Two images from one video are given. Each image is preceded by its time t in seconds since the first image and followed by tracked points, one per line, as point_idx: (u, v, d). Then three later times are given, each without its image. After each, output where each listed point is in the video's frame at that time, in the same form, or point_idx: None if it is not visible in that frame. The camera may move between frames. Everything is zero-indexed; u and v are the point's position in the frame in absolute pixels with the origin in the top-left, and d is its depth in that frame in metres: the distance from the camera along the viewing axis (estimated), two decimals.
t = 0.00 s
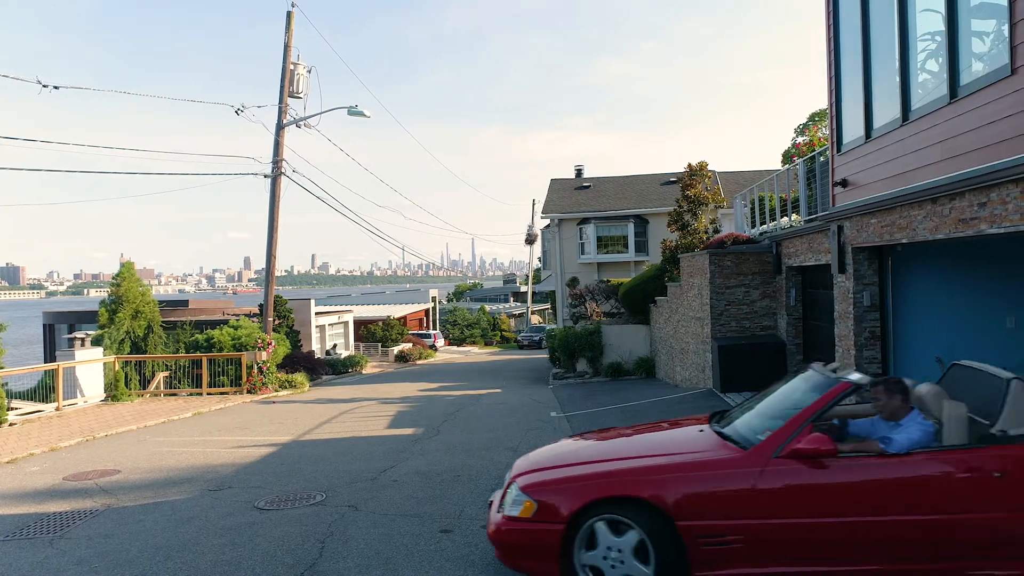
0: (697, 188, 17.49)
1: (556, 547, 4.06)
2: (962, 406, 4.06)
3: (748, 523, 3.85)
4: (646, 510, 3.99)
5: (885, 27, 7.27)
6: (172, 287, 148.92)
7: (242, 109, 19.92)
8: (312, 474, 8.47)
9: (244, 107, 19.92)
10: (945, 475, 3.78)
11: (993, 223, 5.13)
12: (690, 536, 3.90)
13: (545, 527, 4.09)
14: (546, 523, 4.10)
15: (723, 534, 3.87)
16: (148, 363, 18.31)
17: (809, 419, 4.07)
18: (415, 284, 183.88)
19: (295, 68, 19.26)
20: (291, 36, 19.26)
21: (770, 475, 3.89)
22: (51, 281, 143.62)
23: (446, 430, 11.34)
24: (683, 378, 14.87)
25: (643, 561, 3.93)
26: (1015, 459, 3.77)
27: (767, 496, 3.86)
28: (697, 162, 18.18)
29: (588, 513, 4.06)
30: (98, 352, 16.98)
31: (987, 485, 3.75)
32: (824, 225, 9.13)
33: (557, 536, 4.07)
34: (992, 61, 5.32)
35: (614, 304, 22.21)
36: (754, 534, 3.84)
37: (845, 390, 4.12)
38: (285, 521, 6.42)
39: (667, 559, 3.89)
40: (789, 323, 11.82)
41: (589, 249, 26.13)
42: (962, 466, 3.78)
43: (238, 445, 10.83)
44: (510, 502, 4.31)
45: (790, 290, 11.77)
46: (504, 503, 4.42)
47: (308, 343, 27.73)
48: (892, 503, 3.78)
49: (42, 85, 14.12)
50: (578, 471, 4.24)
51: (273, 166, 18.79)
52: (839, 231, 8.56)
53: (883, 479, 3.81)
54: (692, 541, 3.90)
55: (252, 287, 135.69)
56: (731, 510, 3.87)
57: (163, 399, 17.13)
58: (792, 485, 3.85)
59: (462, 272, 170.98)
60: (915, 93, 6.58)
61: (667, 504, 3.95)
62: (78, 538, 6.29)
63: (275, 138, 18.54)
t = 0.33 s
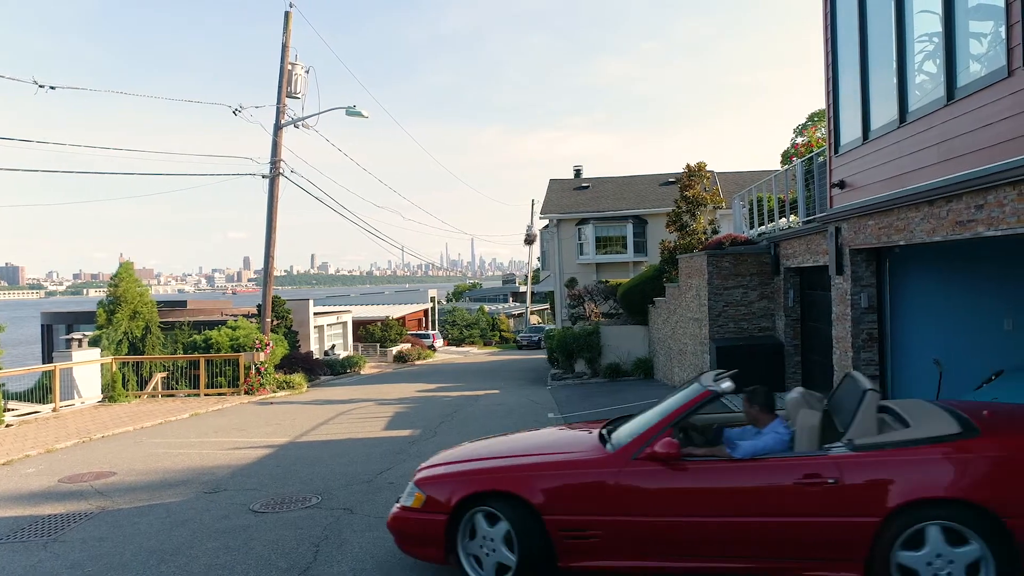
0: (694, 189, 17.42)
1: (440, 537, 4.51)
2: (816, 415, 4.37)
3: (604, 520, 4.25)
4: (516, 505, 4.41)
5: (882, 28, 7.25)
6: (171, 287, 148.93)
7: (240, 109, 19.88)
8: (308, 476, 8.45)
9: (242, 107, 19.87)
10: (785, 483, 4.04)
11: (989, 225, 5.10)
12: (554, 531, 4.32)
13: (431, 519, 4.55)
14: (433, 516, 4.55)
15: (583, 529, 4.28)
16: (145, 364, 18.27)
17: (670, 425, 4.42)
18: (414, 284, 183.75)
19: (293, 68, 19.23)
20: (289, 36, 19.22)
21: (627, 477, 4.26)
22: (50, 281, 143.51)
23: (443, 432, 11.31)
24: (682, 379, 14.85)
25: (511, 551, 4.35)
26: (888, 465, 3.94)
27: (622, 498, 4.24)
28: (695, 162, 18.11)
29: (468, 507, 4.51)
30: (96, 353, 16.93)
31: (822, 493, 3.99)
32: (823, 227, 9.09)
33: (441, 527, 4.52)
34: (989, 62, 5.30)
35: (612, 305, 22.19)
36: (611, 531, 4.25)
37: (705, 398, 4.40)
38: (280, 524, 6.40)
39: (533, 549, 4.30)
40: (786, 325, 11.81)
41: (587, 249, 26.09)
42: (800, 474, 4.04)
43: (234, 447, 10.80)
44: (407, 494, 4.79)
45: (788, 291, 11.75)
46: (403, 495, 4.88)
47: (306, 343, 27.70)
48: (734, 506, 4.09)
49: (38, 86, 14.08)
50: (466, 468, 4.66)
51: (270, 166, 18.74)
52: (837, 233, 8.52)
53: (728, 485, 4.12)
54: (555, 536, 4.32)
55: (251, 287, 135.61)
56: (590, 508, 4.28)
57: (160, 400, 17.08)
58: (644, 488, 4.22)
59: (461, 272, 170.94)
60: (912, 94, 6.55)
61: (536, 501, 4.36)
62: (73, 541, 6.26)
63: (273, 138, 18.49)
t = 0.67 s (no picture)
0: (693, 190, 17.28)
1: (355, 525, 5.20)
2: (675, 423, 4.68)
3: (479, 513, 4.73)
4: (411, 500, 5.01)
5: (880, 32, 7.25)
6: (169, 288, 148.73)
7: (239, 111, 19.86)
8: (305, 482, 8.43)
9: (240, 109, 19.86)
10: (630, 485, 4.39)
11: (987, 233, 5.09)
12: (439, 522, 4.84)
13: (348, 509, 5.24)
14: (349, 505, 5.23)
15: (464, 522, 4.77)
16: (143, 366, 18.23)
17: (542, 429, 4.84)
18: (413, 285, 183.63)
19: (291, 70, 19.22)
20: (287, 37, 19.21)
21: (498, 476, 4.69)
22: (49, 282, 143.40)
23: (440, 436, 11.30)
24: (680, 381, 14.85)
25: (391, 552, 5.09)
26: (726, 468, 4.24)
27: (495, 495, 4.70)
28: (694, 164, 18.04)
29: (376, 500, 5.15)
30: (94, 355, 16.89)
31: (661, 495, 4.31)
32: (821, 231, 9.04)
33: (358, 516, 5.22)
34: (987, 67, 5.29)
35: (611, 307, 22.18)
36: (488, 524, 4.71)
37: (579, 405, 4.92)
38: (276, 532, 6.38)
39: (421, 539, 4.87)
40: (785, 328, 11.80)
41: (586, 251, 26.06)
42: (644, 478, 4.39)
43: (232, 451, 10.78)
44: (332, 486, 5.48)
45: (787, 294, 11.72)
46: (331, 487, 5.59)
47: (305, 345, 27.67)
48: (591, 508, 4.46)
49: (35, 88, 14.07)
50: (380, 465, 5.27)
51: (269, 168, 18.72)
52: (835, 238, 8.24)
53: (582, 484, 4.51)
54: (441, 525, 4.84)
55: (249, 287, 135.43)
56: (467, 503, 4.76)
57: (157, 402, 17.05)
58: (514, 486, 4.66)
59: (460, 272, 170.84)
60: (910, 99, 6.54)
61: (427, 498, 4.89)
62: (68, 548, 6.24)
63: (271, 140, 18.46)
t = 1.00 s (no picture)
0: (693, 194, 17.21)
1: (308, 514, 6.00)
2: (556, 433, 5.11)
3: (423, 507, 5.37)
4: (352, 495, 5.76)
5: (879, 40, 7.22)
6: (169, 288, 148.76)
7: (237, 115, 19.81)
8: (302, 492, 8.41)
9: (239, 113, 19.82)
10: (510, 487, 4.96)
11: (986, 248, 5.06)
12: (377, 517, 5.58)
13: (296, 499, 6.06)
14: (301, 496, 6.03)
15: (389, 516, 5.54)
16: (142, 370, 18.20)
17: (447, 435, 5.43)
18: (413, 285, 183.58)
19: (290, 73, 19.18)
20: (286, 41, 19.18)
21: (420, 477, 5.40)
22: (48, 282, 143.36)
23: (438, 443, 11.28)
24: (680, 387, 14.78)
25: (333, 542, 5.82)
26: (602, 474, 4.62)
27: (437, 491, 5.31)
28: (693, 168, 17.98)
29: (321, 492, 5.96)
30: (92, 360, 16.86)
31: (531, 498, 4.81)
32: (820, 241, 9.01)
33: (303, 506, 6.02)
34: (986, 80, 5.26)
35: (610, 310, 22.17)
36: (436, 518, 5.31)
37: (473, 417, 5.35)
38: (273, 545, 6.36)
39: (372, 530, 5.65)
40: (784, 335, 11.79)
41: (586, 254, 26.01)
42: (519, 482, 4.93)
43: (230, 458, 10.76)
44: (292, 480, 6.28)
45: (785, 301, 11.71)
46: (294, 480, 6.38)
47: (304, 347, 27.64)
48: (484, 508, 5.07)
49: (32, 95, 14.07)
50: (329, 461, 6.08)
51: (268, 172, 18.69)
52: (834, 248, 8.09)
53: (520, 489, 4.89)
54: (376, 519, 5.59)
55: (248, 288, 135.46)
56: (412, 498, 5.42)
57: (155, 407, 17.02)
58: (448, 483, 5.28)
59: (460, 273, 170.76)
60: (908, 108, 6.51)
61: (365, 494, 5.62)
62: (65, 561, 6.22)
63: (270, 145, 18.41)
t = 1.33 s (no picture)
0: (693, 201, 17.17)
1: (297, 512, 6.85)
2: (469, 447, 5.82)
3: (410, 505, 5.87)
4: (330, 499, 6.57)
5: (879, 57, 7.20)
6: (168, 288, 148.67)
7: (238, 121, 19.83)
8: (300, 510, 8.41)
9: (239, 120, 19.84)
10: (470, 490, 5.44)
11: (986, 273, 5.07)
12: (363, 516, 6.25)
13: (287, 496, 6.96)
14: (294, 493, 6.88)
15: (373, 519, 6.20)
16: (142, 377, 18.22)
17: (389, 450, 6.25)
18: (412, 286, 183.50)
19: (290, 80, 19.19)
20: (286, 48, 19.19)
21: (404, 483, 6.00)
22: (49, 283, 143.43)
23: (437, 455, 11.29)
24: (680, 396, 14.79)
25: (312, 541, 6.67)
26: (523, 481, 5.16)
27: (426, 492, 5.78)
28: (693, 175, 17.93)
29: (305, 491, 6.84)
30: (92, 367, 16.87)
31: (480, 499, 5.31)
32: (820, 255, 8.99)
33: (290, 502, 6.90)
34: (985, 105, 5.25)
35: (609, 316, 22.18)
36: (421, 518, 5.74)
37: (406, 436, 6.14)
38: (272, 565, 6.38)
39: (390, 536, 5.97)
40: (784, 345, 11.79)
41: (586, 260, 25.96)
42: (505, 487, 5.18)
43: (230, 470, 10.77)
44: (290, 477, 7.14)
45: (785, 311, 11.71)
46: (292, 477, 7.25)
47: (304, 352, 27.65)
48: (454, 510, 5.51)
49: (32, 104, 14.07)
50: (320, 463, 6.90)
51: (268, 179, 18.69)
52: (833, 264, 8.09)
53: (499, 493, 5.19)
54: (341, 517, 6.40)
55: (248, 289, 135.37)
56: (401, 498, 5.95)
57: (155, 415, 17.03)
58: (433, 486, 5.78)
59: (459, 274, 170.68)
60: (907, 126, 6.51)
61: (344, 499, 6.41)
62: None
63: (269, 152, 18.41)
